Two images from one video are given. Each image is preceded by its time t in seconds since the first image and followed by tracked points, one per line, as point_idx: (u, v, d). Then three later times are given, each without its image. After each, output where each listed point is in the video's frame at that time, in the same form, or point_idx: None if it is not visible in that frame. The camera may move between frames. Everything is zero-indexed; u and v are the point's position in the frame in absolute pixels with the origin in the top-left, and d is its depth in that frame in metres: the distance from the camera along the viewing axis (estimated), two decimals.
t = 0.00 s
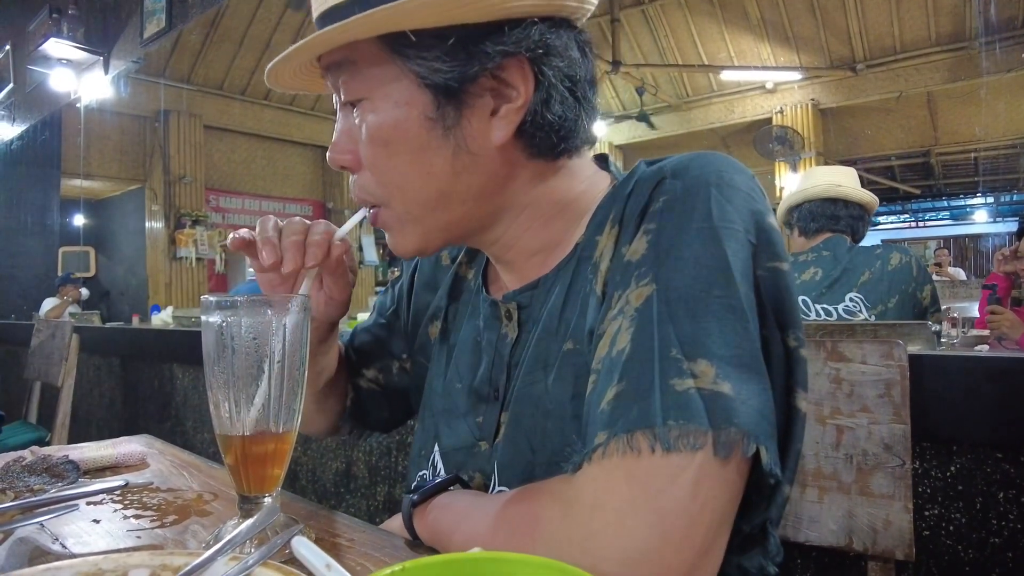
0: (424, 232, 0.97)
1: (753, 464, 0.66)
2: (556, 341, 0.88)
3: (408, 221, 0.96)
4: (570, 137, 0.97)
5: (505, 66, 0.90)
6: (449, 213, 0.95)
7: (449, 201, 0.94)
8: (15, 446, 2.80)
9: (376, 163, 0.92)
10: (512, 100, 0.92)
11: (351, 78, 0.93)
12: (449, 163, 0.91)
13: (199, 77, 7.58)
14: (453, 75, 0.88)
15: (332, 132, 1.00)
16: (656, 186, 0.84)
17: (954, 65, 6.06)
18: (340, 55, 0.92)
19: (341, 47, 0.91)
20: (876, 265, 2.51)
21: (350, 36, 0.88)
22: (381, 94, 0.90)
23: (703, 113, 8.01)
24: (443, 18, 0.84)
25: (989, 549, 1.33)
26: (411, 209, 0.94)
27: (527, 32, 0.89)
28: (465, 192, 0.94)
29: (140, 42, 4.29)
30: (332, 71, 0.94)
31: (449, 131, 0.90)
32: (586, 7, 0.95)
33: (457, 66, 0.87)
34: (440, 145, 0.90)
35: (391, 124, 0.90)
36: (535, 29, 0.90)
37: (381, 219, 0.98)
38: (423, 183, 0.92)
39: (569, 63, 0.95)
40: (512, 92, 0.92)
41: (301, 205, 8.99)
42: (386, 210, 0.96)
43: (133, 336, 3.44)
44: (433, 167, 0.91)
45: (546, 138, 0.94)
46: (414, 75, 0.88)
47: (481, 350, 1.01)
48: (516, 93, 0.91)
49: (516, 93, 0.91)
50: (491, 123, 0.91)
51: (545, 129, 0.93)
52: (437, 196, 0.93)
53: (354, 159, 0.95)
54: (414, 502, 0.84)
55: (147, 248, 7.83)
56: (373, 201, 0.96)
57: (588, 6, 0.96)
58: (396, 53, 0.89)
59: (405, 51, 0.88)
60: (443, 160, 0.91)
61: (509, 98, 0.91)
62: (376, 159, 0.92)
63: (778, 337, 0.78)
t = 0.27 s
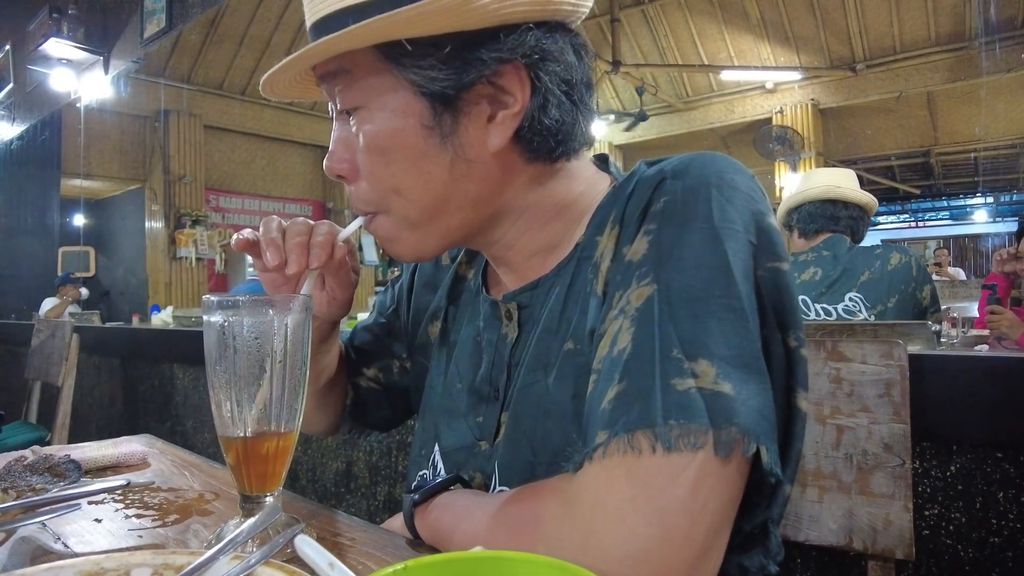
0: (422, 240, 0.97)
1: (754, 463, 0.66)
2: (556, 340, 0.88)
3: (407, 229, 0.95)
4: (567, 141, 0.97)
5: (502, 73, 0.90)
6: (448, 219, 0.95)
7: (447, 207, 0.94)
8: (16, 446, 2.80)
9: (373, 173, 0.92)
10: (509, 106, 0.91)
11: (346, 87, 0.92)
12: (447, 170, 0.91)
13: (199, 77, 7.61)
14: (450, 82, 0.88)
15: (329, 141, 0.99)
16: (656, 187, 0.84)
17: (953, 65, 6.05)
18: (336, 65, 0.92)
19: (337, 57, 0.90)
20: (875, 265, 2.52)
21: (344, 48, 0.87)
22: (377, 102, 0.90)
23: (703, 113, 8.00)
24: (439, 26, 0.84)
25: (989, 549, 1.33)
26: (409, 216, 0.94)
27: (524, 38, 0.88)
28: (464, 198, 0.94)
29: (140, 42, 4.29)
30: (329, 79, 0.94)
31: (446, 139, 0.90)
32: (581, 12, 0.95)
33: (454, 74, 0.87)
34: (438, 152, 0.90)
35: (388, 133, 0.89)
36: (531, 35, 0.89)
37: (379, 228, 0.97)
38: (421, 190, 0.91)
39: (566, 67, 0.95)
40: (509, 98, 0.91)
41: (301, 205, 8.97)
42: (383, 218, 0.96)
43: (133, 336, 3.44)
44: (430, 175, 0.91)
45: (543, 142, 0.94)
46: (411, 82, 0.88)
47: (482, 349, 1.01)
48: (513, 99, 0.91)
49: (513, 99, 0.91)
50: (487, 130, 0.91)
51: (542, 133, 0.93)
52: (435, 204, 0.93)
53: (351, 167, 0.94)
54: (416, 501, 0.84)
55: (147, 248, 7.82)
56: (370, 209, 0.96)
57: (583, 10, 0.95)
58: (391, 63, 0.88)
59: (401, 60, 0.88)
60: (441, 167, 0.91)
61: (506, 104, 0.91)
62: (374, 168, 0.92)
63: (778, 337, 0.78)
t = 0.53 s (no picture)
0: (425, 241, 0.97)
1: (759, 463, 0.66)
2: (560, 340, 0.88)
3: (411, 230, 0.95)
4: (572, 141, 0.97)
5: (507, 74, 0.90)
6: (451, 220, 0.95)
7: (451, 208, 0.94)
8: (17, 445, 2.80)
9: (377, 173, 0.92)
10: (514, 107, 0.91)
11: (351, 88, 0.92)
12: (451, 171, 0.91)
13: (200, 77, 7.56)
14: (455, 83, 0.88)
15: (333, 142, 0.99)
16: (661, 186, 0.84)
17: (954, 65, 6.05)
18: (341, 66, 0.92)
19: (341, 58, 0.90)
20: (877, 265, 2.51)
21: (350, 48, 0.87)
22: (382, 104, 0.90)
23: (704, 113, 8.00)
24: (445, 27, 0.84)
25: (992, 548, 1.34)
26: (412, 216, 0.94)
27: (529, 39, 0.89)
28: (468, 198, 0.94)
29: (141, 42, 4.30)
30: (333, 80, 0.94)
31: (451, 140, 0.90)
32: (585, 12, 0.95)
33: (459, 75, 0.87)
34: (443, 153, 0.90)
35: (393, 134, 0.90)
36: (537, 36, 0.89)
37: (383, 229, 0.97)
38: (425, 191, 0.91)
39: (571, 68, 0.95)
40: (513, 100, 0.91)
41: (301, 205, 8.98)
42: (387, 218, 0.96)
43: (135, 335, 3.44)
44: (434, 176, 0.91)
45: (548, 143, 0.94)
46: (416, 84, 0.88)
47: (485, 349, 1.01)
48: (517, 100, 0.91)
49: (518, 100, 0.91)
50: (492, 130, 0.91)
51: (547, 134, 0.94)
52: (439, 205, 0.93)
53: (355, 168, 0.94)
54: (420, 500, 0.84)
55: (148, 249, 7.81)
56: (374, 210, 0.96)
57: (588, 11, 0.95)
58: (397, 63, 0.88)
59: (407, 62, 0.88)
60: (445, 169, 0.91)
61: (510, 105, 0.91)
62: (378, 168, 0.92)
63: (783, 336, 0.78)
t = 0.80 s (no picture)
0: (431, 240, 0.97)
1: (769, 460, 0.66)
2: (568, 338, 0.88)
3: (418, 229, 0.95)
4: (579, 140, 0.97)
5: (516, 71, 0.90)
6: (459, 220, 0.95)
7: (459, 207, 0.94)
8: (20, 444, 2.80)
9: (385, 171, 0.92)
10: (522, 106, 0.92)
11: (360, 86, 0.92)
12: (460, 169, 0.91)
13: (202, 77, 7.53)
14: (464, 82, 0.88)
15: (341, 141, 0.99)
16: (670, 184, 0.84)
17: (956, 65, 6.04)
18: (349, 64, 0.92)
19: (349, 56, 0.90)
20: (881, 264, 2.51)
21: (358, 47, 0.87)
22: (390, 102, 0.90)
23: (706, 113, 7.99)
24: (454, 26, 0.84)
25: (997, 547, 1.34)
26: (420, 215, 0.94)
27: (538, 37, 0.89)
28: (476, 197, 0.94)
29: (144, 42, 4.30)
30: (341, 79, 0.94)
31: (459, 139, 0.90)
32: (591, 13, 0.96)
33: (467, 74, 0.88)
34: (450, 152, 0.90)
35: (401, 132, 0.90)
36: (546, 34, 0.89)
37: (391, 229, 0.97)
38: (433, 189, 0.92)
39: (579, 66, 0.95)
40: (521, 98, 0.92)
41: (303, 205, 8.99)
42: (395, 217, 0.96)
43: (137, 334, 3.44)
44: (442, 175, 0.91)
45: (556, 142, 0.95)
46: (424, 82, 0.88)
47: (493, 347, 1.02)
48: (526, 99, 0.92)
49: (526, 99, 0.92)
50: (500, 129, 0.91)
51: (556, 133, 0.94)
52: (446, 204, 0.93)
53: (362, 167, 0.94)
54: (428, 497, 0.84)
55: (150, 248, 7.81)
56: (381, 208, 0.96)
57: (595, 10, 0.95)
58: (406, 62, 0.89)
59: (416, 60, 0.88)
60: (454, 167, 0.91)
61: (518, 104, 0.92)
62: (386, 167, 0.92)
63: (793, 333, 0.78)
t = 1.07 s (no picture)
0: (426, 243, 0.97)
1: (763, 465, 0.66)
2: (563, 341, 0.88)
3: (413, 232, 0.95)
4: (575, 142, 0.97)
5: (509, 74, 0.90)
6: (454, 222, 0.95)
7: (453, 210, 0.94)
8: (20, 445, 2.80)
9: (381, 174, 0.92)
10: (516, 108, 0.91)
11: (354, 89, 0.92)
12: (454, 171, 0.91)
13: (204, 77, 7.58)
14: (458, 85, 0.88)
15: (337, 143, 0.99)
16: (666, 186, 0.84)
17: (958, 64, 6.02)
18: (344, 67, 0.92)
19: (343, 60, 0.90)
20: (881, 265, 2.50)
21: (352, 50, 0.88)
22: (384, 105, 0.90)
23: (707, 113, 7.97)
24: (448, 28, 0.84)
25: (997, 549, 1.33)
26: (416, 217, 0.93)
27: (532, 39, 0.89)
28: (470, 200, 0.94)
29: (145, 43, 4.30)
30: (337, 81, 0.94)
31: (453, 141, 0.90)
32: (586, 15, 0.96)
33: (462, 75, 0.87)
34: (444, 154, 0.90)
35: (396, 136, 0.90)
36: (539, 36, 0.89)
37: (385, 231, 0.97)
38: (428, 192, 0.91)
39: (573, 68, 0.95)
40: (516, 100, 0.92)
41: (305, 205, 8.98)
42: (390, 219, 0.96)
43: (139, 335, 3.45)
44: (437, 177, 0.91)
45: (551, 143, 0.94)
46: (417, 86, 0.88)
47: (488, 349, 1.01)
48: (520, 101, 0.91)
49: (521, 101, 0.91)
50: (494, 131, 0.91)
51: (551, 134, 0.93)
52: (441, 206, 0.93)
53: (358, 169, 0.95)
54: (422, 501, 0.84)
55: (152, 248, 7.80)
56: (377, 211, 0.96)
57: (590, 11, 0.95)
58: (400, 64, 0.88)
59: (410, 63, 0.88)
60: (448, 170, 0.91)
61: (513, 106, 0.91)
62: (381, 169, 0.92)
63: (788, 337, 0.78)
